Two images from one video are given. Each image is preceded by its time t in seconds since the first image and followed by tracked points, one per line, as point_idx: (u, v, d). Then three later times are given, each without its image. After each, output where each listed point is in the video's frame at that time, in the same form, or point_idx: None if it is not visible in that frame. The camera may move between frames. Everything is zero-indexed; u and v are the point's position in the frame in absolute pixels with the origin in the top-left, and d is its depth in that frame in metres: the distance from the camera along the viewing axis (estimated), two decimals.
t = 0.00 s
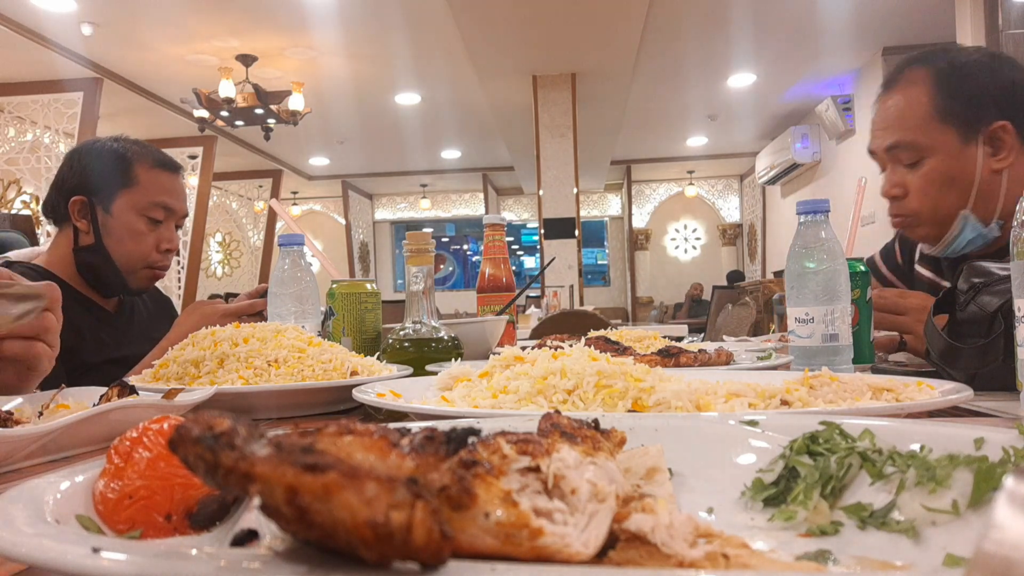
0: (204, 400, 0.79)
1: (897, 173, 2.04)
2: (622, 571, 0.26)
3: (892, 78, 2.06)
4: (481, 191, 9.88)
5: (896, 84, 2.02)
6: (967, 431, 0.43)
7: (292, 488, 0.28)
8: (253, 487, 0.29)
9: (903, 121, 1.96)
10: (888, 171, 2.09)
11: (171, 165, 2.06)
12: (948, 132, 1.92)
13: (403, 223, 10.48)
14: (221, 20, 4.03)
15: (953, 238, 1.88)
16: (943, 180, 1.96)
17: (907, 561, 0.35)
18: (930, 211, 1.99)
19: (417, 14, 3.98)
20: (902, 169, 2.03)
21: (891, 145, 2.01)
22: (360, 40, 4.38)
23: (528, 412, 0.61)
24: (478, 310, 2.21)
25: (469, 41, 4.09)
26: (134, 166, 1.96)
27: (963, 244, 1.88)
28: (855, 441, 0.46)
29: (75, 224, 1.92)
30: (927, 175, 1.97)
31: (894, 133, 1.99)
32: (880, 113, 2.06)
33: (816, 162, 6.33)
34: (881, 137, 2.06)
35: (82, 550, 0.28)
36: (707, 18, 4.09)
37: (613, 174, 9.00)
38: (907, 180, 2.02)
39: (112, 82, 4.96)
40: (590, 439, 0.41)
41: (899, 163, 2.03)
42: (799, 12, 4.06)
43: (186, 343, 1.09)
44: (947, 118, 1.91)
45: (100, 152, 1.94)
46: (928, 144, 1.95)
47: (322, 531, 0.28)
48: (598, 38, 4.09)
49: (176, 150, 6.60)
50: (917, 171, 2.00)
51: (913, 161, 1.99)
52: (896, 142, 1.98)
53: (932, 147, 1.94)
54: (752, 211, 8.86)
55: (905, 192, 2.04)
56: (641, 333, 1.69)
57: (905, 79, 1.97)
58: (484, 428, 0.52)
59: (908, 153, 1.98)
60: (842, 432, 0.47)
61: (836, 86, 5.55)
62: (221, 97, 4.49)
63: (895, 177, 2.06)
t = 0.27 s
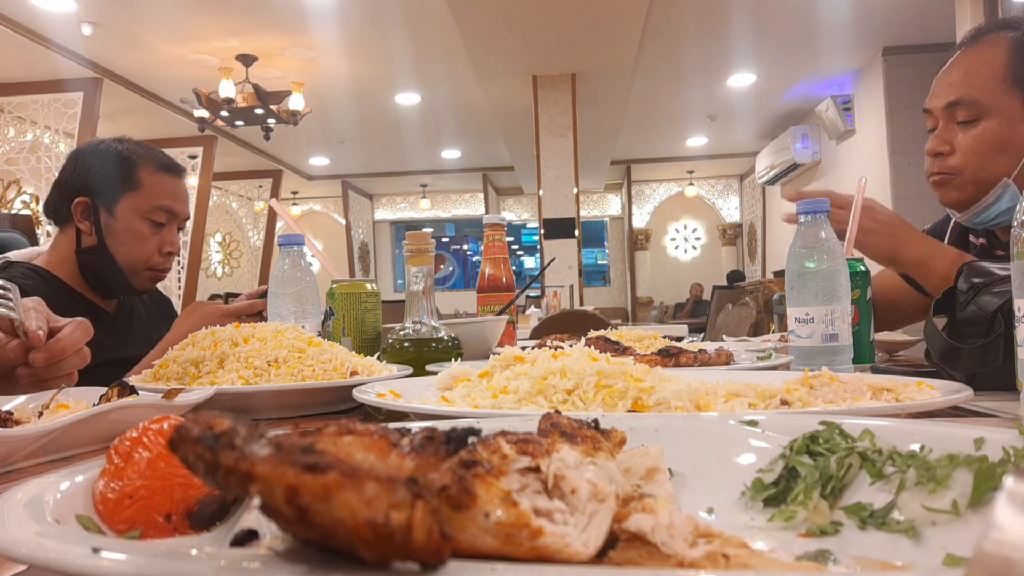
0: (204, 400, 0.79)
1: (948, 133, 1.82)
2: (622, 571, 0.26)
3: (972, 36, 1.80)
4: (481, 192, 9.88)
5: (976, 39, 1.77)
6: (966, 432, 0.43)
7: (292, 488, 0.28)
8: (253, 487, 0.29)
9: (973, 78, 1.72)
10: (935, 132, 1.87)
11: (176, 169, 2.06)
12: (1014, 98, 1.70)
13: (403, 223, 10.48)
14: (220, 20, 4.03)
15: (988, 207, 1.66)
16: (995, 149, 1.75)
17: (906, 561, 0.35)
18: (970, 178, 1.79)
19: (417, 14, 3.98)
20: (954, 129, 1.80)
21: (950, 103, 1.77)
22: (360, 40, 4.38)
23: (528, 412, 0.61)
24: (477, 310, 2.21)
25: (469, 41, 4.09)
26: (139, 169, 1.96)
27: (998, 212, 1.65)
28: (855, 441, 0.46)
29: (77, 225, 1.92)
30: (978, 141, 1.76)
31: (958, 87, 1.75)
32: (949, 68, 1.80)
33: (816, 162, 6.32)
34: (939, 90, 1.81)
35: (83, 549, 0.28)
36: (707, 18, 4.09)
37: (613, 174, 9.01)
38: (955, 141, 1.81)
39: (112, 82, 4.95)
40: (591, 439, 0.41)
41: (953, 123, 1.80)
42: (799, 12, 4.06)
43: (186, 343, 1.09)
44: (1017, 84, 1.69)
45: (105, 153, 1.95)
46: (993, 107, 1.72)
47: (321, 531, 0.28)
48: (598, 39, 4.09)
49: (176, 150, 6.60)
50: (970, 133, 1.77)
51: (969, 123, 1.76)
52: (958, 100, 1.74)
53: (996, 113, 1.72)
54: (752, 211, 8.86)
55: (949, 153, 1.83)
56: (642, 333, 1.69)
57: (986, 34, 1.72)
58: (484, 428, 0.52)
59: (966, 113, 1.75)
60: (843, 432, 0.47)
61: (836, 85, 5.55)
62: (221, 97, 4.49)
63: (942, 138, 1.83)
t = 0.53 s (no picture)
0: (204, 400, 0.79)
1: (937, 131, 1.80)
2: (623, 571, 0.26)
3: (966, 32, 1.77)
4: (481, 192, 9.88)
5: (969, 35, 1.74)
6: (967, 431, 0.43)
7: (293, 488, 0.28)
8: (253, 487, 0.29)
9: (966, 77, 1.70)
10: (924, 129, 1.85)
11: (172, 164, 2.06)
12: (1005, 98, 1.69)
13: (403, 223, 10.48)
14: (220, 20, 4.03)
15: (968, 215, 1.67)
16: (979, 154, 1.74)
17: (906, 561, 0.35)
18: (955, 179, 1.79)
19: (417, 15, 3.98)
20: (944, 128, 1.79)
21: (943, 99, 1.75)
22: (360, 40, 4.38)
23: (529, 412, 0.61)
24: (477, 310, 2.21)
25: (470, 41, 4.09)
26: (135, 166, 1.96)
27: (977, 222, 1.68)
28: (855, 441, 0.46)
29: (75, 224, 1.92)
30: (968, 141, 1.75)
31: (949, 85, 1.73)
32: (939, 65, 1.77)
33: (816, 162, 6.32)
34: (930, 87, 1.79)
35: (82, 550, 0.28)
36: (707, 18, 4.09)
37: (613, 174, 9.01)
38: (944, 140, 1.80)
39: (112, 82, 4.95)
40: (591, 439, 0.41)
41: (942, 121, 1.79)
42: (799, 12, 4.06)
43: (185, 343, 1.09)
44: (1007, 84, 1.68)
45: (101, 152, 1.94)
46: (984, 105, 1.70)
47: (322, 531, 0.28)
48: (598, 39, 4.10)
49: (176, 150, 6.60)
50: (959, 132, 1.76)
51: (960, 121, 1.75)
52: (949, 98, 1.73)
53: (987, 112, 1.70)
54: (752, 211, 8.86)
55: (937, 152, 1.82)
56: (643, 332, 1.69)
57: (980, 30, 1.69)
58: (484, 428, 0.52)
59: (958, 111, 1.73)
60: (842, 432, 0.47)
61: (836, 86, 5.55)
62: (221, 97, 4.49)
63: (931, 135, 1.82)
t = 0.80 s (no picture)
0: (204, 400, 0.79)
1: (916, 164, 1.82)
2: (621, 571, 0.26)
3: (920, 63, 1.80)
4: (481, 191, 9.88)
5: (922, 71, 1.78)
6: (967, 431, 0.43)
7: (293, 488, 0.28)
8: (253, 487, 0.29)
9: (921, 110, 1.73)
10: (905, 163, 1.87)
11: (170, 163, 2.06)
12: (968, 123, 1.69)
13: (403, 223, 10.48)
14: (220, 20, 4.03)
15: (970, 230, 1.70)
16: (962, 174, 1.73)
17: (906, 562, 0.35)
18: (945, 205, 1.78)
19: (417, 15, 3.98)
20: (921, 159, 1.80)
21: (910, 136, 1.78)
22: (361, 40, 4.38)
23: (528, 412, 0.61)
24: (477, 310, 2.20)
25: (470, 41, 4.09)
26: (134, 165, 1.96)
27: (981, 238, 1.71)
28: (855, 441, 0.46)
29: (75, 224, 1.92)
30: (945, 168, 1.75)
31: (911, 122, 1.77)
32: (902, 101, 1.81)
33: (816, 162, 6.32)
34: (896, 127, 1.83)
35: (82, 550, 0.28)
36: (707, 17, 4.09)
37: (612, 174, 9.01)
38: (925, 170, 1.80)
39: (112, 82, 4.95)
40: (591, 440, 0.41)
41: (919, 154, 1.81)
42: (799, 12, 4.06)
43: (186, 343, 1.09)
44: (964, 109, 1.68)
45: (100, 152, 1.94)
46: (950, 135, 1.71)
47: (322, 531, 0.28)
48: (598, 39, 4.10)
49: (176, 150, 6.60)
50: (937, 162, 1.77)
51: (931, 151, 1.77)
52: (913, 134, 1.76)
53: (952, 139, 1.71)
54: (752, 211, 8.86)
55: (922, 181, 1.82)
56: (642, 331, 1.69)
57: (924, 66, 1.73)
58: (483, 428, 0.52)
59: (926, 144, 1.76)
60: (843, 432, 0.47)
61: (836, 85, 5.55)
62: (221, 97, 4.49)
63: (912, 169, 1.83)
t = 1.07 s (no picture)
0: (204, 400, 0.79)
1: (969, 121, 1.71)
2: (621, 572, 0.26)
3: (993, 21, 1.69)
4: (481, 191, 9.88)
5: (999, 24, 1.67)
6: (967, 431, 0.43)
7: (292, 488, 0.28)
8: (253, 487, 0.29)
9: (998, 57, 1.61)
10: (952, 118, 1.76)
11: (168, 162, 2.06)
12: None
13: (403, 223, 10.48)
14: (220, 20, 4.03)
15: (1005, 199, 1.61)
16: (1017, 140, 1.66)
17: (906, 561, 0.35)
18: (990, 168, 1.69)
19: (417, 15, 3.98)
20: (975, 115, 1.70)
21: (976, 86, 1.66)
22: (360, 40, 4.38)
23: (528, 412, 0.61)
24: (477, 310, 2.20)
25: (470, 41, 4.08)
26: (131, 163, 1.96)
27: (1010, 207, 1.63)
28: (855, 441, 0.46)
29: (74, 223, 1.92)
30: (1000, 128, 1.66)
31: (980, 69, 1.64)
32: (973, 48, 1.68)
33: (816, 162, 6.32)
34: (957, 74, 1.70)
35: (82, 550, 0.28)
36: (707, 17, 4.09)
37: (612, 174, 9.01)
38: (976, 128, 1.70)
39: (112, 82, 4.95)
40: (591, 440, 0.41)
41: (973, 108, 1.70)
42: (799, 12, 4.06)
43: (185, 343, 1.09)
44: None
45: (98, 150, 1.95)
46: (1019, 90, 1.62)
47: (321, 531, 0.28)
48: (599, 39, 4.10)
49: (176, 150, 6.60)
50: (993, 119, 1.67)
51: (992, 107, 1.66)
52: (982, 83, 1.63)
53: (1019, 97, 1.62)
54: (752, 211, 8.86)
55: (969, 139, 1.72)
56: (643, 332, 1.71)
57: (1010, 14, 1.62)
58: (484, 428, 0.52)
59: (990, 97, 1.65)
60: (842, 432, 0.47)
61: (836, 85, 5.55)
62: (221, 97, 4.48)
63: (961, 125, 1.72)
